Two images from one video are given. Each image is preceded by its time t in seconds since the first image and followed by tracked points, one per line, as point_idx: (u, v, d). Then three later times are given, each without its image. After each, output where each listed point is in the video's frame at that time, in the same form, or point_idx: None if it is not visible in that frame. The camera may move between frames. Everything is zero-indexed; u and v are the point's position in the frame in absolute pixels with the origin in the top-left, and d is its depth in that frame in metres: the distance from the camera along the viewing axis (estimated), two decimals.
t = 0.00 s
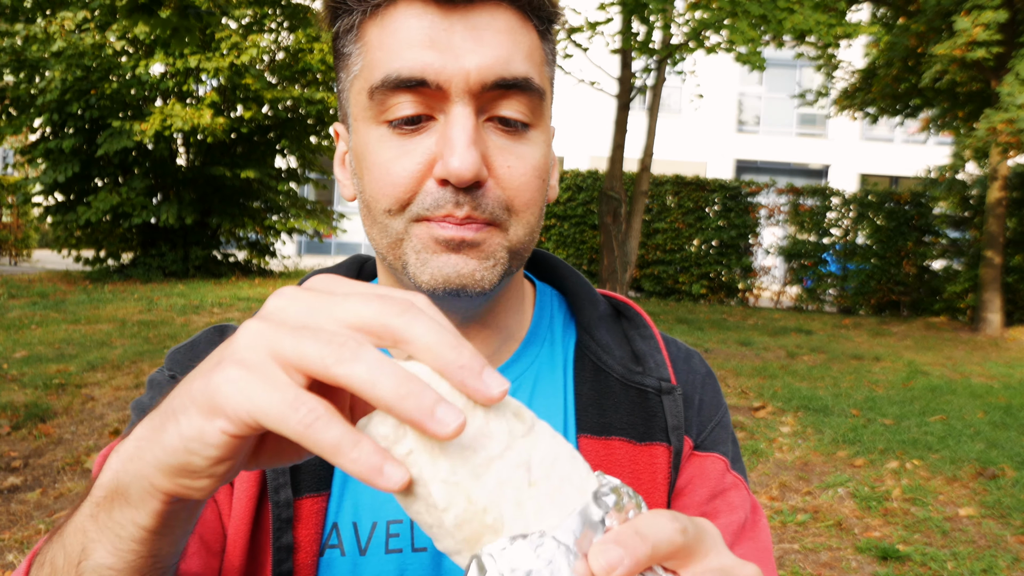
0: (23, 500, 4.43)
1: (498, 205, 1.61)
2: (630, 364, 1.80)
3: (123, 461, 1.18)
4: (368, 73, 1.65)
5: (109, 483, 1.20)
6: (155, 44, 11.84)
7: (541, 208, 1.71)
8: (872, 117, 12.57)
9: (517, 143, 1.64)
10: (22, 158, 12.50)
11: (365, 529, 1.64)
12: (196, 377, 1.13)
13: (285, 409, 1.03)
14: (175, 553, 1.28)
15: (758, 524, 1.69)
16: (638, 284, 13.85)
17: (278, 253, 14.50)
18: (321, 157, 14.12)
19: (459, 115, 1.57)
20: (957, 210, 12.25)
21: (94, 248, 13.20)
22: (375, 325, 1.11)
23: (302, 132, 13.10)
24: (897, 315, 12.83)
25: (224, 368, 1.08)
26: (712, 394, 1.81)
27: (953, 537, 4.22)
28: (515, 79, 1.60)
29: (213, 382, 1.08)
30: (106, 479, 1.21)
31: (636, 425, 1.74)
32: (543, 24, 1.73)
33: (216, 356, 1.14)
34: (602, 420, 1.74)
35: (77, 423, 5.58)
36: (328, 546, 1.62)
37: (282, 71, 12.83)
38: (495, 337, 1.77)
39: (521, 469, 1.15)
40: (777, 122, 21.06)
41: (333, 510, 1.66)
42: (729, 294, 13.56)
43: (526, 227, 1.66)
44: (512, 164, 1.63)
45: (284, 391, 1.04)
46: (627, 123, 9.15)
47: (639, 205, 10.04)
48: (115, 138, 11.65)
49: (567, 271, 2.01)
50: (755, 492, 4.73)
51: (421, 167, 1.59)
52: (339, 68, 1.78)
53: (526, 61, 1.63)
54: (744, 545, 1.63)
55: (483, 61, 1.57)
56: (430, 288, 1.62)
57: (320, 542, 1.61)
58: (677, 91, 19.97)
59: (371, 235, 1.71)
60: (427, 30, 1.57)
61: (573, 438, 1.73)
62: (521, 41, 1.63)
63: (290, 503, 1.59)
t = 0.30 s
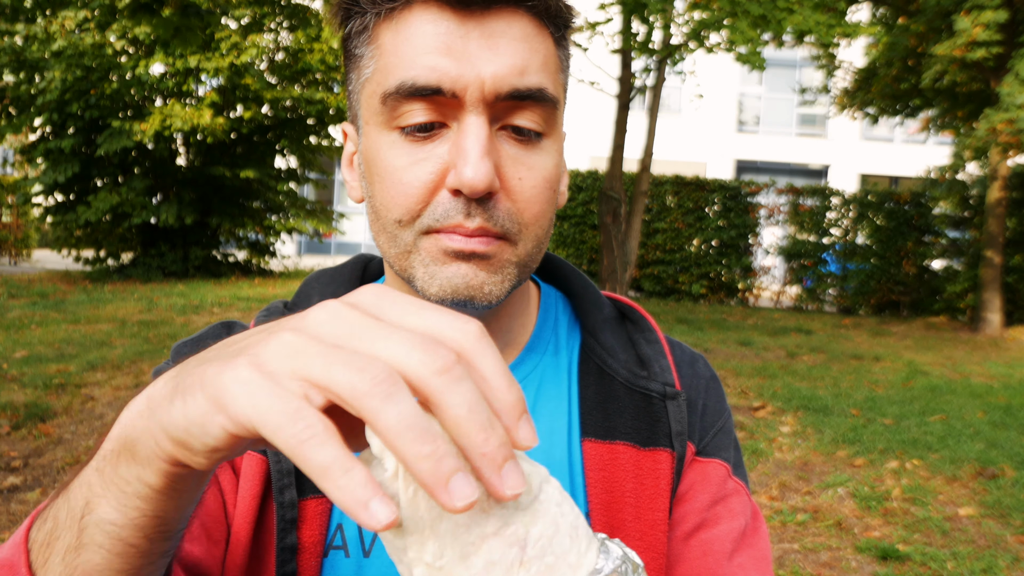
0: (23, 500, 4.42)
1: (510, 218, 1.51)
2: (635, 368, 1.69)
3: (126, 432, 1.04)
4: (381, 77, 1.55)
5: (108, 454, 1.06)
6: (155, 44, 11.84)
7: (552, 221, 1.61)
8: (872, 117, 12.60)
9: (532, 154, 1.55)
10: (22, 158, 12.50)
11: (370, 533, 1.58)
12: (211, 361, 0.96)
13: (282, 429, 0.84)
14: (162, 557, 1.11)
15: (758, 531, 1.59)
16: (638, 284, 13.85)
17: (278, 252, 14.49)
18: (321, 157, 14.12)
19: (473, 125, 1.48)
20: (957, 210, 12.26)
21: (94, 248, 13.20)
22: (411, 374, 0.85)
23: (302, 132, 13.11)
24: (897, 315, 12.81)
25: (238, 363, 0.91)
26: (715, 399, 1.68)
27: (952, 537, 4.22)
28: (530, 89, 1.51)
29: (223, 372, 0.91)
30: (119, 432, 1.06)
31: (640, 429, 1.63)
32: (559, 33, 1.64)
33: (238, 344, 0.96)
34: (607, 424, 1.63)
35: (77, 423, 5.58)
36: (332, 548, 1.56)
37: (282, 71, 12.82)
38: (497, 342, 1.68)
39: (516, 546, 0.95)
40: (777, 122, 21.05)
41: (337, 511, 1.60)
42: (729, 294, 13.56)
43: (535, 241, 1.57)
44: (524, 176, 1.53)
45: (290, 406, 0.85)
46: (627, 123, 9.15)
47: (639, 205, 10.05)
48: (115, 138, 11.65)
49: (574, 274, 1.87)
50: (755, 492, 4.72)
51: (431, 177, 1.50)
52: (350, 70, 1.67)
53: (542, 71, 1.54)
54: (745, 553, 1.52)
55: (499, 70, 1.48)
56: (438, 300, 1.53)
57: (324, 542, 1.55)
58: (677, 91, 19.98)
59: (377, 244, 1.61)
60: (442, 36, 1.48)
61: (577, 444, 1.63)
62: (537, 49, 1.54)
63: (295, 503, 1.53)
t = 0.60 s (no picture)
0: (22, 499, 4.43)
1: (517, 223, 1.51)
2: (638, 370, 1.65)
3: (179, 372, 0.90)
4: (392, 78, 1.53)
5: (154, 388, 0.94)
6: (155, 44, 11.84)
7: (559, 224, 1.61)
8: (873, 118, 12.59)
9: (541, 158, 1.54)
10: (22, 158, 12.50)
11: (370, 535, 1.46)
12: (304, 329, 0.83)
13: (336, 445, 0.69)
14: (138, 539, 0.96)
15: (760, 534, 1.53)
16: (638, 284, 13.83)
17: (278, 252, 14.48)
18: (321, 158, 14.12)
19: (483, 128, 1.46)
20: (957, 210, 12.26)
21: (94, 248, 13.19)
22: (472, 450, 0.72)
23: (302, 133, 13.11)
24: (897, 315, 12.80)
25: (333, 344, 0.77)
26: (718, 403, 1.63)
27: (952, 537, 4.22)
28: (541, 94, 1.50)
29: (312, 345, 0.78)
30: (177, 359, 0.93)
31: (642, 431, 1.59)
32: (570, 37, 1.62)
33: (340, 325, 0.83)
34: (609, 425, 1.60)
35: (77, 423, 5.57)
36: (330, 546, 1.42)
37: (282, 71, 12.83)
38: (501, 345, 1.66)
39: None
40: (777, 122, 21.04)
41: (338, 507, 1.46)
42: (729, 294, 13.55)
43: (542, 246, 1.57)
44: (533, 180, 1.53)
45: (357, 422, 0.70)
46: (627, 123, 9.15)
47: (639, 205, 10.05)
48: (115, 138, 11.65)
49: (579, 277, 1.83)
50: (755, 492, 4.73)
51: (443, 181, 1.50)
52: (359, 69, 1.65)
53: (553, 75, 1.53)
54: (745, 557, 1.47)
55: (511, 73, 1.46)
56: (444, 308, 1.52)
57: (322, 538, 1.41)
58: (677, 91, 19.98)
59: (386, 247, 1.60)
60: (454, 38, 1.46)
61: (580, 445, 1.59)
62: (549, 52, 1.52)
63: (292, 495, 1.39)
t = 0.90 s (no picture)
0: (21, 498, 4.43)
1: (514, 222, 1.47)
2: (637, 369, 1.64)
3: (121, 400, 0.71)
4: (390, 79, 1.52)
5: (97, 417, 0.74)
6: (155, 43, 11.84)
7: (558, 226, 1.57)
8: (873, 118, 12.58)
9: (539, 159, 1.50)
10: (22, 158, 12.50)
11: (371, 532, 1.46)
12: (250, 362, 0.60)
13: (310, 532, 0.51)
14: (110, 558, 0.82)
15: (759, 533, 1.50)
16: (638, 284, 13.84)
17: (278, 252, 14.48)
18: (321, 157, 14.12)
19: (480, 129, 1.44)
20: (957, 210, 12.26)
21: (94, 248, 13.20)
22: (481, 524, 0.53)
23: (302, 132, 13.11)
24: (897, 315, 12.80)
25: (291, 408, 0.55)
26: (717, 402, 1.61)
27: (953, 537, 4.22)
28: (539, 94, 1.48)
29: (259, 398, 0.56)
30: (113, 391, 0.72)
31: (641, 430, 1.58)
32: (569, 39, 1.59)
33: (297, 352, 0.60)
34: (608, 424, 1.60)
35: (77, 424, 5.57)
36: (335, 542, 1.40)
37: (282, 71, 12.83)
38: (503, 346, 1.66)
39: None
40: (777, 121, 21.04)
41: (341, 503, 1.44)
42: (729, 294, 13.55)
43: (541, 246, 1.53)
44: (531, 181, 1.49)
45: (331, 502, 0.52)
46: (627, 123, 9.15)
47: (639, 205, 10.05)
48: (115, 138, 11.65)
49: (578, 276, 1.83)
50: (755, 492, 4.73)
51: (440, 181, 1.47)
52: (359, 72, 1.64)
53: (551, 77, 1.51)
54: (744, 555, 1.44)
55: (509, 74, 1.44)
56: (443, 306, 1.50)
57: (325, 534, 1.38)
58: (677, 91, 19.98)
59: (385, 246, 1.59)
60: (452, 40, 1.45)
61: (580, 444, 1.59)
62: (547, 53, 1.50)
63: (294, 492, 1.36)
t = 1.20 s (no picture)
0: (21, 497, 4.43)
1: (507, 215, 1.47)
2: (636, 369, 1.64)
3: (147, 387, 0.74)
4: (381, 76, 1.52)
5: (120, 404, 0.77)
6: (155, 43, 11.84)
7: (552, 219, 1.57)
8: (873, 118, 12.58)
9: (531, 152, 1.50)
10: (22, 158, 12.50)
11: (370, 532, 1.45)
12: (278, 366, 0.64)
13: (320, 546, 0.57)
14: (129, 550, 0.83)
15: (756, 532, 1.51)
16: (639, 284, 13.83)
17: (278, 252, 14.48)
18: (321, 157, 14.11)
19: (471, 123, 1.44)
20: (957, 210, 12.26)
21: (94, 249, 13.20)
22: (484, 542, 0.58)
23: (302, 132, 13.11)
24: (897, 315, 12.80)
25: (313, 419, 0.60)
26: (715, 401, 1.62)
27: (953, 537, 4.22)
28: (529, 87, 1.47)
29: (287, 410, 0.60)
30: (142, 378, 0.75)
31: (639, 429, 1.58)
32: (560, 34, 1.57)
33: (323, 359, 0.64)
34: (606, 423, 1.60)
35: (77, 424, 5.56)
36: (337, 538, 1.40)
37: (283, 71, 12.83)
38: (502, 346, 1.67)
39: None
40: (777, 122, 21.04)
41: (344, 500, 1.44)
42: (729, 294, 13.52)
43: (536, 239, 1.53)
44: (523, 173, 1.49)
45: (345, 519, 0.57)
46: (627, 123, 9.15)
47: (639, 205, 10.05)
48: (115, 138, 11.65)
49: (577, 276, 1.84)
50: (755, 493, 4.73)
51: (432, 177, 1.47)
52: (352, 70, 1.63)
53: (542, 70, 1.50)
54: (740, 556, 1.44)
55: (499, 69, 1.44)
56: (435, 303, 1.49)
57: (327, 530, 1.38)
58: (677, 91, 19.98)
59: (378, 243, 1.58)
60: (442, 35, 1.45)
61: (578, 443, 1.59)
62: (538, 47, 1.49)
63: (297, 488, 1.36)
